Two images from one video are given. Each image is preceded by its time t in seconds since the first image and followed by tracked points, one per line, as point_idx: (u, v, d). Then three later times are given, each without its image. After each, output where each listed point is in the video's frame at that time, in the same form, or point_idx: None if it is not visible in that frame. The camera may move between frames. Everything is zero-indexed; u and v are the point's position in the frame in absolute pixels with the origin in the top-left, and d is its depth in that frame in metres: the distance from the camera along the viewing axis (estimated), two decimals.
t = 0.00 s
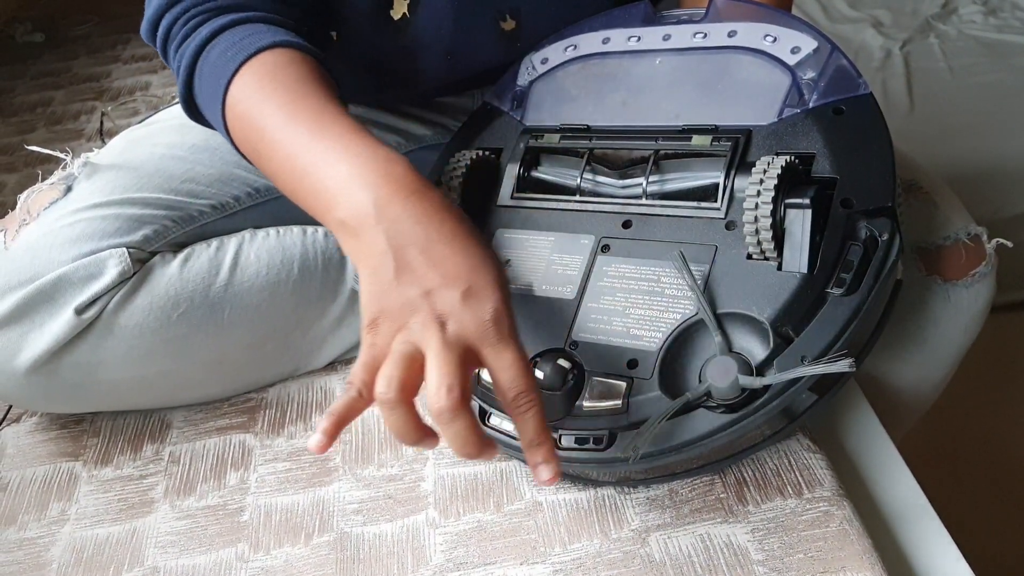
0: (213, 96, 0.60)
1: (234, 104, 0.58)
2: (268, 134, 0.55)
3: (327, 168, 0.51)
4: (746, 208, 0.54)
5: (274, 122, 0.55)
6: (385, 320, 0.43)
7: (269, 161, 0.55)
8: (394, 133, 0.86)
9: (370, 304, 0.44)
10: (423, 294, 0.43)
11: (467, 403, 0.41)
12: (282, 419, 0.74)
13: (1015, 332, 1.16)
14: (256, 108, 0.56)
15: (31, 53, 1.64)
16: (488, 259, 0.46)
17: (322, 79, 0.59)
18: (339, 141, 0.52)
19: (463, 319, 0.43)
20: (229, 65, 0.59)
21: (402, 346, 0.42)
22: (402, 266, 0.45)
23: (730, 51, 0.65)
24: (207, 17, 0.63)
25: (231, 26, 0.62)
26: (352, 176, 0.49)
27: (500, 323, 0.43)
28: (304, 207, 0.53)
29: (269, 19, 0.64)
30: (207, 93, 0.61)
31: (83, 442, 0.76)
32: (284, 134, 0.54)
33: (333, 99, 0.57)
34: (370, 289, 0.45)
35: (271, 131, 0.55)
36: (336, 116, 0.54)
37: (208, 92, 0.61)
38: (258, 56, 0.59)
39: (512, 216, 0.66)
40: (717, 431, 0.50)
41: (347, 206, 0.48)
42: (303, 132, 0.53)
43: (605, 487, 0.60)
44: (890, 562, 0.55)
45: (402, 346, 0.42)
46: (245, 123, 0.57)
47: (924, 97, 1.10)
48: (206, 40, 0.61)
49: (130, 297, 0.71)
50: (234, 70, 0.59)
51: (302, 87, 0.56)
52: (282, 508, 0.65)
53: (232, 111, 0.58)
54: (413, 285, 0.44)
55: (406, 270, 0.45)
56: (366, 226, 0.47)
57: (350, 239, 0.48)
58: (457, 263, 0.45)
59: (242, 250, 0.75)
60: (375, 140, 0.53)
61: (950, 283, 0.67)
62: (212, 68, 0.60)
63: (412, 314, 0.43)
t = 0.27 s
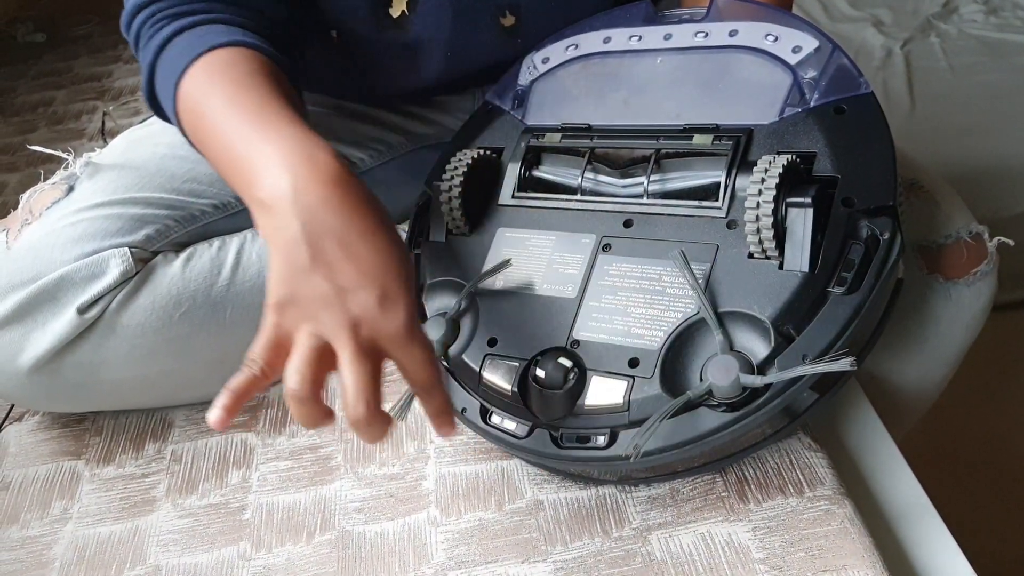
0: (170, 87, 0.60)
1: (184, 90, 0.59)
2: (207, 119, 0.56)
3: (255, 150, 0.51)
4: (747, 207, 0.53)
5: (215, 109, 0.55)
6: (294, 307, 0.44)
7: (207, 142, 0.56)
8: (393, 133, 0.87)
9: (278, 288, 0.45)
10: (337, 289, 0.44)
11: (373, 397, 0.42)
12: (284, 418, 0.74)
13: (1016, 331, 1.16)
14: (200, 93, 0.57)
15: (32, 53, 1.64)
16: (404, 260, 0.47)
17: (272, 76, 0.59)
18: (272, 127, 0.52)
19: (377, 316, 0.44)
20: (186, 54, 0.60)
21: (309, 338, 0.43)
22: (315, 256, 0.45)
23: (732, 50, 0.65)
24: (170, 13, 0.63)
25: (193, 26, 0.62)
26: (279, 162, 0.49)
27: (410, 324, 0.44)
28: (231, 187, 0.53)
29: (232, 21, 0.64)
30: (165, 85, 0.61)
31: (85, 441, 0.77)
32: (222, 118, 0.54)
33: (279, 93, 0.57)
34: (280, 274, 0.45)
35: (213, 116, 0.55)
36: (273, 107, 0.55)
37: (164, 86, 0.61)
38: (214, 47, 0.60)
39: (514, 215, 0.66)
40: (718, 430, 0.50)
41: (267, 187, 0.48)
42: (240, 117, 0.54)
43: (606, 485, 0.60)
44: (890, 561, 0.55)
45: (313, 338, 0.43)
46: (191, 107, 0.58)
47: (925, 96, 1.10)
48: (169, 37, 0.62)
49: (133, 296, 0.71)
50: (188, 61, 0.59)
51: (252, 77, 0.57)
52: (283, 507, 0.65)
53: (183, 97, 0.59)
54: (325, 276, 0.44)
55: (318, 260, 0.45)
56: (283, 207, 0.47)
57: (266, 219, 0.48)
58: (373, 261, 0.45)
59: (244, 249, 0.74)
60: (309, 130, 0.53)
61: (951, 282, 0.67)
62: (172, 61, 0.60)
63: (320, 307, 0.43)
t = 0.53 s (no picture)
0: (94, 54, 0.66)
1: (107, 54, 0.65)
2: (122, 85, 0.62)
3: (152, 111, 0.59)
4: (746, 205, 0.53)
5: (129, 74, 0.62)
6: (184, 252, 0.55)
7: (116, 99, 0.63)
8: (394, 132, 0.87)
9: (167, 237, 0.56)
10: (220, 239, 0.54)
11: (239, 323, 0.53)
12: (285, 418, 0.74)
13: (1016, 330, 1.17)
14: (119, 54, 0.63)
15: (33, 54, 1.64)
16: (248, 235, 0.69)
17: (183, 46, 0.66)
18: (175, 94, 0.60)
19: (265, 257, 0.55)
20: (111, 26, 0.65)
21: (199, 282, 0.55)
22: (200, 208, 0.55)
23: (730, 49, 0.65)
24: None
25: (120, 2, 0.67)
26: (172, 123, 0.58)
27: (289, 264, 0.55)
28: (129, 138, 0.62)
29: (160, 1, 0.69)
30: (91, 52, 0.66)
31: (86, 440, 0.77)
32: (132, 78, 0.62)
33: (187, 61, 0.65)
34: (169, 222, 0.56)
35: (125, 80, 0.62)
36: (185, 70, 0.63)
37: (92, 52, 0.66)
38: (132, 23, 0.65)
39: (514, 215, 0.66)
40: (718, 428, 0.50)
41: (161, 143, 0.57)
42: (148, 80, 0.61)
43: (607, 484, 0.60)
44: (889, 559, 0.55)
45: (198, 281, 0.55)
46: (110, 70, 0.64)
47: (925, 96, 1.10)
48: (99, 11, 0.67)
49: (133, 293, 0.71)
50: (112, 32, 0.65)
51: (155, 45, 0.64)
52: (284, 506, 0.65)
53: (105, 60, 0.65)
54: (206, 225, 0.55)
55: (217, 210, 0.55)
56: (162, 163, 0.57)
57: (158, 170, 0.57)
58: (252, 210, 0.55)
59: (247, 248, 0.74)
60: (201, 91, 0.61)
61: (951, 282, 0.67)
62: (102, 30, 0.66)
63: (213, 252, 0.55)
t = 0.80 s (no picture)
0: (96, 55, 0.65)
1: (111, 58, 0.64)
2: (135, 89, 0.62)
3: (171, 118, 0.59)
4: (748, 206, 0.53)
5: (140, 78, 0.62)
6: (230, 260, 0.57)
7: (131, 108, 0.62)
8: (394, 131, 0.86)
9: (211, 247, 0.57)
10: (262, 242, 0.56)
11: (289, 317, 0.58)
12: (286, 418, 0.74)
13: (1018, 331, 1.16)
14: (126, 62, 0.63)
15: (35, 54, 1.65)
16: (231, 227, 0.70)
17: (188, 46, 0.65)
18: (191, 96, 0.60)
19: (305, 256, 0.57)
20: (113, 27, 0.65)
21: (252, 287, 0.57)
22: (237, 214, 0.56)
23: (732, 50, 0.65)
24: None
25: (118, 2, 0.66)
26: (193, 129, 0.58)
27: (329, 257, 0.58)
28: (150, 147, 0.62)
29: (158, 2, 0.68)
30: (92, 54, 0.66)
31: (87, 440, 0.77)
32: (146, 81, 0.62)
33: (197, 64, 0.64)
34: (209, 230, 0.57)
35: (138, 84, 0.62)
36: (193, 74, 0.62)
37: (95, 53, 0.66)
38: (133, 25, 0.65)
39: (515, 215, 0.66)
40: (720, 428, 0.50)
41: (185, 151, 0.57)
42: (162, 86, 0.61)
43: (608, 484, 0.60)
44: (890, 559, 0.55)
45: (250, 285, 0.57)
46: (119, 77, 0.63)
47: (925, 96, 1.10)
48: (97, 10, 0.66)
49: (135, 293, 0.71)
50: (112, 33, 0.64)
51: (162, 49, 0.63)
52: (286, 506, 0.65)
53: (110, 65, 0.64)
54: (244, 231, 0.56)
55: (251, 215, 0.57)
56: (192, 170, 0.57)
57: (185, 179, 0.58)
58: (288, 210, 0.57)
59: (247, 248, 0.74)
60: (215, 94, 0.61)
61: (952, 281, 0.67)
62: (101, 31, 0.65)
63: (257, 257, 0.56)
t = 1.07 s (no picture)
0: (101, 55, 0.66)
1: (117, 60, 0.64)
2: (138, 87, 0.62)
3: (175, 115, 0.59)
4: (750, 207, 0.53)
5: (144, 76, 0.62)
6: (237, 258, 0.56)
7: (136, 108, 0.62)
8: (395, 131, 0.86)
9: (217, 246, 0.57)
10: (268, 240, 0.56)
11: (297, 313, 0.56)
12: (286, 418, 0.74)
13: (1018, 331, 1.17)
14: (132, 62, 0.63)
15: (36, 54, 1.64)
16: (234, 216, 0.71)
17: (193, 48, 0.66)
18: (196, 95, 0.60)
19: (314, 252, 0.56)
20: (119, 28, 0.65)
21: (260, 285, 0.56)
22: (244, 213, 0.56)
23: (735, 51, 0.65)
24: None
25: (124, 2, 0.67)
26: (199, 127, 0.58)
27: (336, 252, 0.57)
28: (154, 146, 0.62)
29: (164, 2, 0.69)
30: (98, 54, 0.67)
31: (88, 440, 0.77)
32: (150, 80, 0.62)
33: (201, 62, 0.65)
34: (215, 229, 0.57)
35: (141, 83, 0.62)
36: (198, 74, 0.62)
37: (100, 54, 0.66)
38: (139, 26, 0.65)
39: (516, 216, 0.66)
40: (722, 429, 0.50)
41: (192, 152, 0.57)
42: (167, 86, 0.61)
43: (609, 485, 0.60)
44: (891, 560, 0.55)
45: (258, 283, 0.57)
46: (124, 78, 0.64)
47: (926, 98, 1.10)
48: (104, 11, 0.67)
49: (136, 293, 0.71)
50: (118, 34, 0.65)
51: (167, 50, 0.64)
52: (286, 507, 0.65)
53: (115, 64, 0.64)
54: (251, 228, 0.56)
55: (258, 213, 0.56)
56: (199, 169, 0.57)
57: (192, 179, 0.58)
58: (294, 206, 0.57)
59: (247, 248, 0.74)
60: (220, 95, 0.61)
61: (954, 283, 0.67)
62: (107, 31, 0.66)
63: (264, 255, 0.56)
